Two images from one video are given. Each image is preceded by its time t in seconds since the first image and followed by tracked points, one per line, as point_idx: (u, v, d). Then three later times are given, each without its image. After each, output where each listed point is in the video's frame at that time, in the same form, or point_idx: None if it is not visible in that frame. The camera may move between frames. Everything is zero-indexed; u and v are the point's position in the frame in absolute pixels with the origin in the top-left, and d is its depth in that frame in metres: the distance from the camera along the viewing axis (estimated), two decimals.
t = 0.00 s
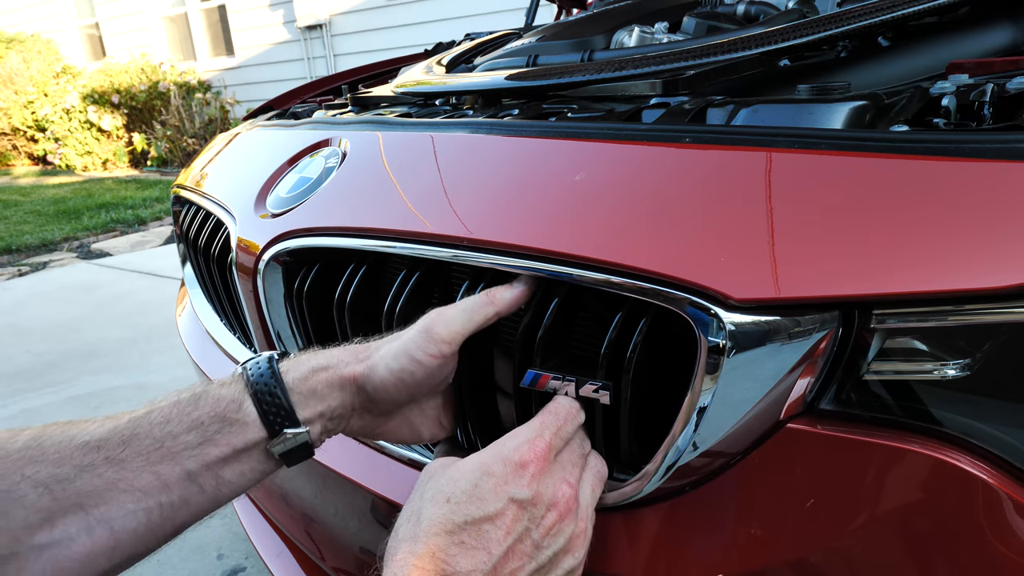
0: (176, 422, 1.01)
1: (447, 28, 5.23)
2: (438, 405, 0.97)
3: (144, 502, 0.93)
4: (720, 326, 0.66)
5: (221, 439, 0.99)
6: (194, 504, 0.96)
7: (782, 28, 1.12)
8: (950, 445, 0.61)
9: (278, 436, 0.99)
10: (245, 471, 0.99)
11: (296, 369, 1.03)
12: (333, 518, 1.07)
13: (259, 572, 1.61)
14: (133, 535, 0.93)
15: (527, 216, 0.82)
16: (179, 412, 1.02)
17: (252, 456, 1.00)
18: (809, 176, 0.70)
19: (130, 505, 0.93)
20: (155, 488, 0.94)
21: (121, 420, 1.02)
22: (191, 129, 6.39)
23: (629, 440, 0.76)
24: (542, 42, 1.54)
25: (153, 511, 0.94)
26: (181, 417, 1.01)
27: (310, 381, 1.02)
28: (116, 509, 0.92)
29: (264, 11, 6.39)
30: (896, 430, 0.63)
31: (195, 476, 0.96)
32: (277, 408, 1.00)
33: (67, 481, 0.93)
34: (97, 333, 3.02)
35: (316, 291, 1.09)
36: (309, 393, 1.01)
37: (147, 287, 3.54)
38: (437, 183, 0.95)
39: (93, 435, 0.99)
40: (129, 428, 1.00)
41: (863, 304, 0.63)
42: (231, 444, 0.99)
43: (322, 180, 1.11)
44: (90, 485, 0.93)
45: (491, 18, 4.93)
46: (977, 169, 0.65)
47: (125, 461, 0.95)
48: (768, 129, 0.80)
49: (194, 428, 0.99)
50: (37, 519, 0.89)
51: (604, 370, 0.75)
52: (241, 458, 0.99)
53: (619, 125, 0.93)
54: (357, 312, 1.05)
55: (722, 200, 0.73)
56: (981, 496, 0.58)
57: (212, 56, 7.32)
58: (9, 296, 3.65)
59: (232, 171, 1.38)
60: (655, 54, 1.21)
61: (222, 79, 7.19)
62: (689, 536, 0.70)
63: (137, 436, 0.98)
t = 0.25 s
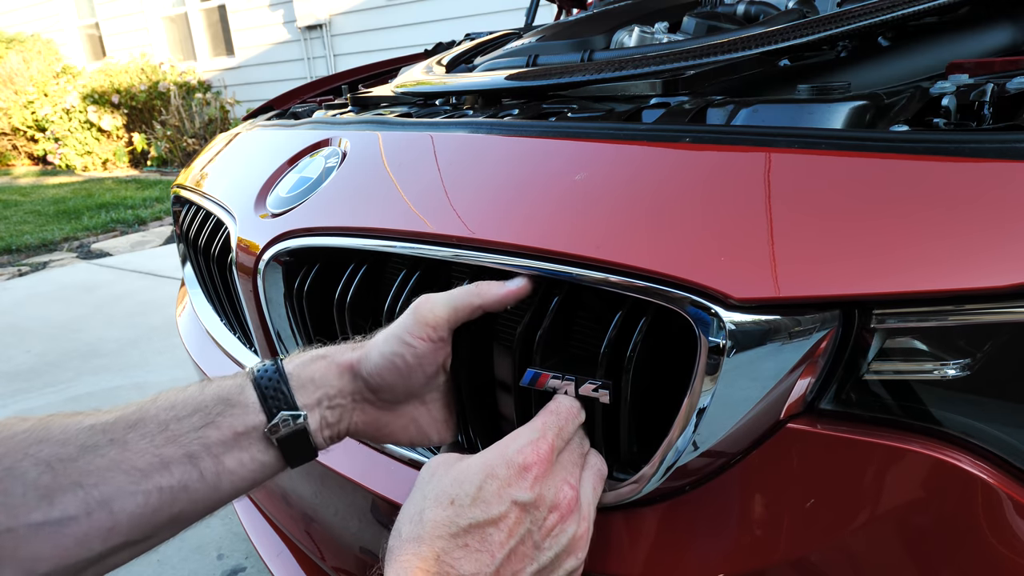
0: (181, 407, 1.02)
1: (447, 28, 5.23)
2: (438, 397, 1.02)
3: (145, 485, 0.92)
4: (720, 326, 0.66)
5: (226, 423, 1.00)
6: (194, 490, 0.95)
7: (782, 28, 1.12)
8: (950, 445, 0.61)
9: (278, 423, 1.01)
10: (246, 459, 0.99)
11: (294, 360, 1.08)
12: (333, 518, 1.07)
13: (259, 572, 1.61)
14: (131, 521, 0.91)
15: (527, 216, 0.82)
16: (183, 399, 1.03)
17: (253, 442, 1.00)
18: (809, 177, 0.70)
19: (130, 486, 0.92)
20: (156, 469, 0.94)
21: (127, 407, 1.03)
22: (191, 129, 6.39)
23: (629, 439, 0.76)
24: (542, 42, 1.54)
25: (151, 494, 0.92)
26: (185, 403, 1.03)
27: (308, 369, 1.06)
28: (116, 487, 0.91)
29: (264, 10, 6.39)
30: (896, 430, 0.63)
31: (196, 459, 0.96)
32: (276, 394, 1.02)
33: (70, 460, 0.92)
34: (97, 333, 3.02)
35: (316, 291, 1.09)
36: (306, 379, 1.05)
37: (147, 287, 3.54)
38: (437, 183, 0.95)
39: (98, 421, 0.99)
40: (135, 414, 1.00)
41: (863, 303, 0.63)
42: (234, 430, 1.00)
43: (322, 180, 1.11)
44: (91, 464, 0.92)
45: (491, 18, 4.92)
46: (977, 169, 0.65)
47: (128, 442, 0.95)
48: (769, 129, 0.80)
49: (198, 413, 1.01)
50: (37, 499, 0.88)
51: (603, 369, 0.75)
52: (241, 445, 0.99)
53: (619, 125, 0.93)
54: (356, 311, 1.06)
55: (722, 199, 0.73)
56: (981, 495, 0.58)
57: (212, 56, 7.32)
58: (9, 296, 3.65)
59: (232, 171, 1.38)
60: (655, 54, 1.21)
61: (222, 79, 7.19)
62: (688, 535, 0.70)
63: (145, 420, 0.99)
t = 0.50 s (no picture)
0: (187, 399, 1.03)
1: (447, 28, 5.23)
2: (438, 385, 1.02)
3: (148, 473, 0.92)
4: (721, 326, 0.66)
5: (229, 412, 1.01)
6: (196, 479, 0.95)
7: (782, 28, 1.12)
8: (950, 445, 0.61)
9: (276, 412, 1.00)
10: (249, 449, 0.99)
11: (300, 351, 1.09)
12: (334, 518, 1.07)
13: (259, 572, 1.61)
14: (134, 508, 0.91)
15: (527, 215, 0.82)
16: (189, 391, 1.05)
17: (255, 431, 1.00)
18: (809, 176, 0.70)
19: (134, 474, 0.92)
20: (159, 457, 0.94)
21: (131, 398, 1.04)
22: (191, 129, 6.39)
23: (629, 438, 0.76)
24: (542, 42, 1.54)
25: (153, 482, 0.92)
26: (190, 394, 1.04)
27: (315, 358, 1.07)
28: (119, 476, 0.91)
29: (264, 10, 6.39)
30: (896, 430, 0.63)
31: (199, 448, 0.96)
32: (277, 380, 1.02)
33: (77, 448, 0.93)
34: (97, 333, 3.02)
35: (317, 291, 1.10)
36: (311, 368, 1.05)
37: (147, 287, 3.54)
38: (437, 183, 0.95)
39: (107, 411, 1.00)
40: (142, 405, 1.02)
41: (863, 303, 0.63)
42: (237, 419, 1.00)
43: (322, 179, 1.11)
44: (97, 452, 0.93)
45: (491, 18, 4.92)
46: (978, 169, 0.64)
47: (134, 433, 0.97)
48: (769, 129, 0.80)
49: (202, 404, 1.02)
50: (43, 485, 0.89)
51: (603, 368, 0.75)
52: (245, 433, 1.00)
53: (620, 124, 0.93)
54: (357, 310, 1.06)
55: (723, 199, 0.73)
56: (981, 495, 0.58)
57: (212, 56, 7.32)
58: (9, 296, 3.64)
59: (232, 171, 1.37)
60: (655, 54, 1.21)
61: (222, 79, 7.19)
62: (689, 532, 0.69)
63: (150, 410, 1.00)
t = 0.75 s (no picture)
0: (191, 366, 1.08)
1: (447, 28, 5.23)
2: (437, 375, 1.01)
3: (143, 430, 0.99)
4: (720, 325, 0.66)
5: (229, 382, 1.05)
6: (187, 444, 1.00)
7: (782, 27, 1.12)
8: (950, 445, 0.61)
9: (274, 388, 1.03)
10: (243, 421, 1.03)
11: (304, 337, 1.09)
12: (333, 517, 1.07)
13: (259, 572, 1.61)
14: (124, 461, 0.97)
15: (527, 215, 0.82)
16: (195, 360, 1.10)
17: (253, 405, 1.04)
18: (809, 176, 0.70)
19: (130, 432, 0.99)
20: (156, 418, 1.00)
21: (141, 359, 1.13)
22: (191, 129, 6.39)
23: (629, 436, 0.76)
24: (542, 42, 1.54)
25: (147, 441, 0.98)
26: (195, 363, 1.09)
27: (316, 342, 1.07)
28: (119, 427, 0.99)
29: (264, 10, 6.39)
30: (896, 429, 0.63)
31: (194, 414, 1.01)
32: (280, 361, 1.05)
33: (80, 398, 1.01)
34: (97, 333, 3.02)
35: (318, 290, 1.11)
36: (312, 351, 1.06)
37: (147, 287, 3.54)
38: (437, 182, 0.95)
39: (114, 367, 1.08)
40: (149, 367, 1.08)
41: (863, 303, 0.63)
42: (236, 391, 1.04)
43: (322, 179, 1.11)
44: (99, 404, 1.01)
45: (491, 18, 4.92)
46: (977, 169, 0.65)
47: (137, 391, 1.03)
48: (768, 128, 0.80)
49: (205, 372, 1.07)
50: (43, 427, 0.97)
51: (603, 366, 0.75)
52: (241, 405, 1.03)
53: (620, 124, 0.93)
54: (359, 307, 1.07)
55: (722, 198, 0.73)
56: (981, 495, 0.58)
57: (212, 56, 7.32)
58: (9, 296, 3.65)
59: (232, 170, 1.37)
60: (655, 54, 1.21)
61: (222, 79, 7.19)
62: (689, 531, 0.69)
63: (156, 373, 1.07)
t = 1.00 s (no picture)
0: (213, 345, 1.13)
1: (447, 28, 5.23)
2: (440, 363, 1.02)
3: (161, 403, 1.04)
4: (721, 325, 0.66)
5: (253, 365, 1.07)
6: (202, 421, 1.03)
7: (782, 27, 1.12)
8: (951, 444, 0.61)
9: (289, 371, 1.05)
10: (258, 402, 1.06)
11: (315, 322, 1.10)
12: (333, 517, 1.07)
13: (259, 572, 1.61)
14: (140, 430, 1.01)
15: (527, 215, 0.82)
16: (219, 339, 1.13)
17: (269, 387, 1.07)
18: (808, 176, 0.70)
19: (151, 402, 1.03)
20: (174, 392, 1.05)
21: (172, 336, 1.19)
22: (191, 129, 6.38)
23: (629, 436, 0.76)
24: (542, 42, 1.54)
25: (165, 413, 1.03)
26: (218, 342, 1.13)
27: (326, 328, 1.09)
28: (138, 397, 1.04)
29: (264, 10, 6.39)
30: (896, 429, 0.63)
31: (211, 392, 1.05)
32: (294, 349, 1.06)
33: (104, 366, 1.06)
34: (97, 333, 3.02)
35: (317, 290, 1.12)
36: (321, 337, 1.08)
37: (147, 287, 3.54)
38: (437, 182, 0.95)
39: (137, 340, 1.14)
40: (173, 344, 1.14)
41: (863, 302, 0.63)
42: (253, 371, 1.07)
43: (322, 179, 1.11)
44: (122, 373, 1.06)
45: (491, 18, 4.92)
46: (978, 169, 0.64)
47: (160, 364, 1.08)
48: (768, 128, 0.80)
49: (226, 351, 1.10)
50: (66, 391, 1.02)
51: (603, 366, 0.75)
52: (257, 385, 1.06)
53: (620, 124, 0.93)
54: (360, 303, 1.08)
55: (722, 198, 0.73)
56: (981, 494, 0.58)
57: (212, 56, 7.32)
58: (9, 296, 3.65)
59: (232, 170, 1.37)
60: (655, 54, 1.21)
61: (222, 79, 7.19)
62: (689, 530, 0.69)
63: (179, 350, 1.12)
